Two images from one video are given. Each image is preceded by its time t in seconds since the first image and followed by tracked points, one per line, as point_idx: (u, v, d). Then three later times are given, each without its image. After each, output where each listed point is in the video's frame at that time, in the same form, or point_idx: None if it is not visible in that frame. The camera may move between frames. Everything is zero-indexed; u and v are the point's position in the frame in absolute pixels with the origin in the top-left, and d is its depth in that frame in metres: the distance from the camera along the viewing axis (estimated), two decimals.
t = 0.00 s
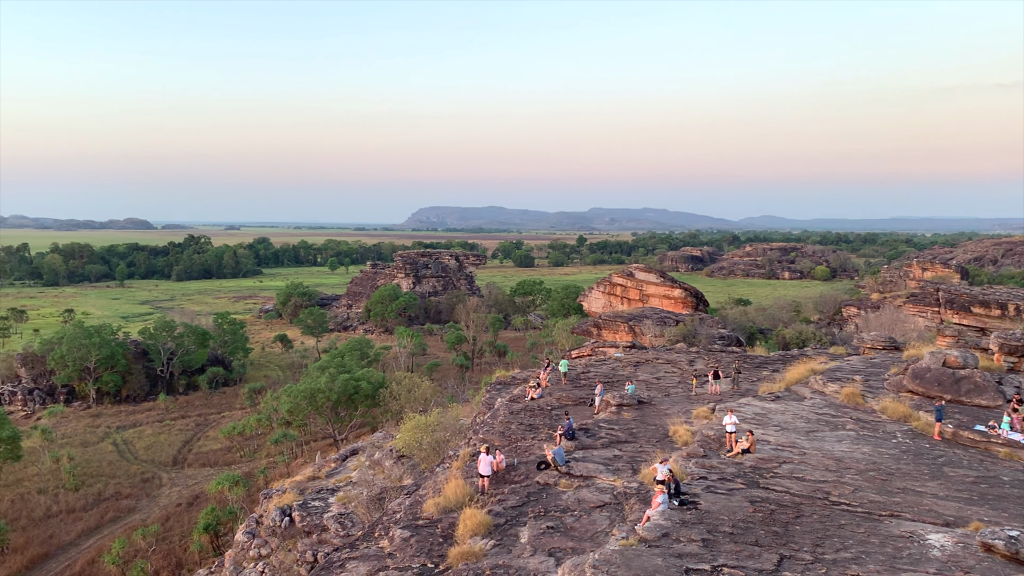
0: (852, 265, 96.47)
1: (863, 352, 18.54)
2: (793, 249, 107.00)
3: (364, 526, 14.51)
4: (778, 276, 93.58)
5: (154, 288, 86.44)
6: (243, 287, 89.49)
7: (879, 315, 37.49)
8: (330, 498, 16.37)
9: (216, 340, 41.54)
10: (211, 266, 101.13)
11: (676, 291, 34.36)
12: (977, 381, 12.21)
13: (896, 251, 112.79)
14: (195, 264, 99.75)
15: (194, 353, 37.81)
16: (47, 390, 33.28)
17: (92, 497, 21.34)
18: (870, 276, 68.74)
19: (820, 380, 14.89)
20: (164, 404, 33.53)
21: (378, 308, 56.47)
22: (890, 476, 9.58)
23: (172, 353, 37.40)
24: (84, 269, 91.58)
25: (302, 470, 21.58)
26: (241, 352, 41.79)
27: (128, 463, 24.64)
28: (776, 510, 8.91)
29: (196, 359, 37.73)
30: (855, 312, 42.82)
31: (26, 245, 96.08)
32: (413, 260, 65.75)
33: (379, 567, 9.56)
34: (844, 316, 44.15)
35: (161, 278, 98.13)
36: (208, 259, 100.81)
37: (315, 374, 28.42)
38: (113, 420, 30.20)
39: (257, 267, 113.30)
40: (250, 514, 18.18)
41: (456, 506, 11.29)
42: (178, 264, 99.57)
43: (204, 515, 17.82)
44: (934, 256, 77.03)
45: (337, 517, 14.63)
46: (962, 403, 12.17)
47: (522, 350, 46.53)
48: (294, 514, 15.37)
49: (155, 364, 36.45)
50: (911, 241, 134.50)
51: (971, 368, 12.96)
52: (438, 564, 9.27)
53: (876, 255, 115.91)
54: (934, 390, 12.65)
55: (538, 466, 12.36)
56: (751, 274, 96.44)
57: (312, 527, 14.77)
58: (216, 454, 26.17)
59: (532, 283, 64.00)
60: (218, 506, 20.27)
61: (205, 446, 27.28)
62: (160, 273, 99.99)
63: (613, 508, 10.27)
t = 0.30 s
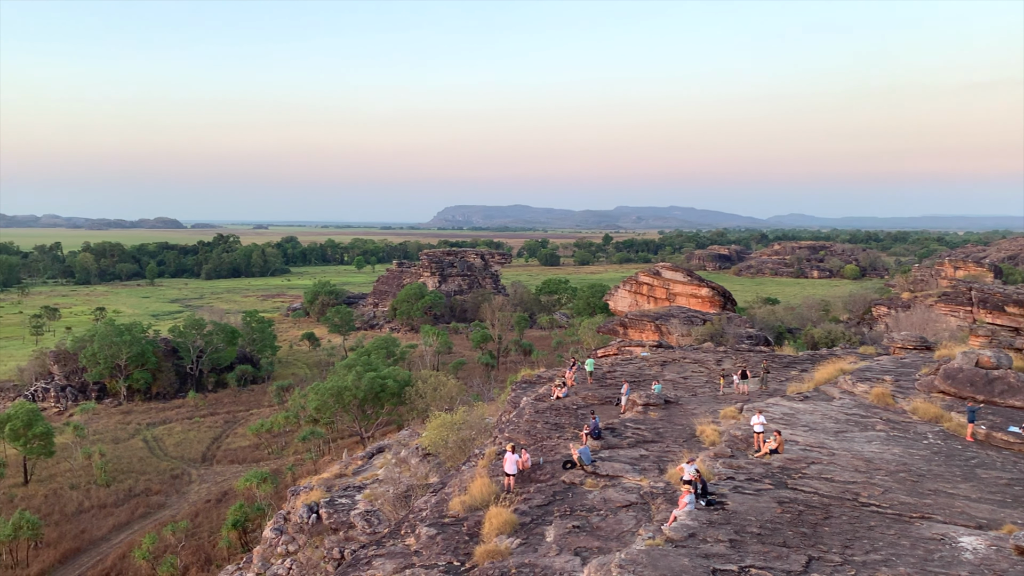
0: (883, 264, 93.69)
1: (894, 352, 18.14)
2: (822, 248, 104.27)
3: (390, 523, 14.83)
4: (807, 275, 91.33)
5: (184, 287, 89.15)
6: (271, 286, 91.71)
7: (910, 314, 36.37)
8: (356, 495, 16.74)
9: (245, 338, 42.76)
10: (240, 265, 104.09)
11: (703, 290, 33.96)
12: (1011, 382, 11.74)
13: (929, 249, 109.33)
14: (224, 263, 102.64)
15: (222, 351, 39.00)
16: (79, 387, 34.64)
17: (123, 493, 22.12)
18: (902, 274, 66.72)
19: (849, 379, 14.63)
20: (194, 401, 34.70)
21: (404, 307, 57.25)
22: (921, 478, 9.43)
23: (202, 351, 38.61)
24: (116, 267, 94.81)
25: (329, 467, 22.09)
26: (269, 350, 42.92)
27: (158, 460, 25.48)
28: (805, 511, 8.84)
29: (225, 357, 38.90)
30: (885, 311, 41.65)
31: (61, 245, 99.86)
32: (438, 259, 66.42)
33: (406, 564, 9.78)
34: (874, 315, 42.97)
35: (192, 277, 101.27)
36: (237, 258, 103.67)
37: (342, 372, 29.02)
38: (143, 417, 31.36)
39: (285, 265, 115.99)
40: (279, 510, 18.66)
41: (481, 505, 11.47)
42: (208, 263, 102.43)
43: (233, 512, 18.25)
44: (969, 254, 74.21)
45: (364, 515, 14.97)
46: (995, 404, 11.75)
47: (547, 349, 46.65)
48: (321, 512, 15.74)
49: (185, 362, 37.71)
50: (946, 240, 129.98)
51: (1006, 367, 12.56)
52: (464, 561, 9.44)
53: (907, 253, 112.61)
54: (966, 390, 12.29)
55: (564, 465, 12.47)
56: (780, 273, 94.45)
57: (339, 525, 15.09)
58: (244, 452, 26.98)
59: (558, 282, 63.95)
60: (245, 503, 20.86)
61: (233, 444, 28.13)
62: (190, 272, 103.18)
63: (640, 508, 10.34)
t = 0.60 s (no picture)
0: (911, 261, 91.24)
1: (922, 349, 17.74)
2: (848, 244, 101.90)
3: (414, 520, 15.08)
4: (833, 272, 89.33)
5: (210, 285, 91.43)
6: (296, 284, 93.51)
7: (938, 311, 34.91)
8: (380, 492, 17.05)
9: (270, 336, 43.79)
10: (265, 263, 106.48)
11: (727, 288, 33.47)
12: None
13: (959, 246, 106.24)
14: (249, 262, 104.99)
15: (247, 349, 40.02)
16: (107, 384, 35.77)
17: (150, 489, 22.80)
18: (931, 270, 64.95)
19: (876, 377, 14.37)
20: (220, 398, 35.74)
21: (427, 305, 57.81)
22: (949, 477, 9.28)
23: (227, 348, 39.66)
24: (142, 266, 97.61)
25: (354, 464, 22.53)
26: (294, 348, 43.88)
27: (185, 457, 26.25)
28: (831, 510, 8.78)
29: (250, 355, 39.92)
30: (913, 309, 40.33)
31: (89, 243, 103.12)
32: (461, 257, 66.89)
33: (430, 561, 9.96)
34: (901, 313, 41.62)
35: (218, 275, 103.90)
36: (262, 256, 105.99)
37: (366, 370, 29.52)
38: (169, 415, 32.37)
39: (309, 264, 118.21)
40: (304, 507, 19.07)
41: (505, 502, 11.62)
42: (233, 261, 104.83)
43: (259, 509, 18.73)
44: (1003, 250, 71.74)
45: (388, 512, 15.25)
46: None
47: (570, 347, 46.67)
48: (345, 509, 16.07)
49: (211, 360, 38.81)
50: (978, 237, 125.96)
51: None
52: (487, 559, 9.58)
53: (934, 250, 109.75)
54: (997, 389, 12.00)
55: (588, 463, 12.56)
56: (806, 270, 92.60)
57: (363, 521, 15.39)
58: (270, 449, 27.67)
59: (581, 279, 63.75)
60: (270, 499, 21.35)
61: (258, 441, 28.87)
62: (216, 270, 105.84)
63: (663, 506, 10.39)
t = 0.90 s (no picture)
0: (933, 259, 89.22)
1: (945, 347, 17.37)
2: (870, 241, 99.92)
3: (433, 517, 15.28)
4: (854, 269, 87.70)
5: (231, 283, 93.19)
6: (316, 282, 94.91)
7: (962, 308, 34.31)
8: (399, 489, 17.28)
9: (291, 333, 44.61)
10: (285, 261, 108.29)
11: (748, 285, 32.95)
12: None
13: (984, 242, 103.56)
14: (270, 260, 106.83)
15: (268, 346, 40.86)
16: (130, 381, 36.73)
17: (173, 485, 23.36)
18: (957, 267, 63.39)
19: (898, 375, 14.12)
20: (242, 395, 36.57)
21: (446, 302, 58.20)
22: (974, 476, 9.15)
23: (249, 346, 40.53)
24: (164, 265, 99.96)
25: (374, 461, 22.88)
26: (314, 345, 44.64)
27: (207, 453, 26.89)
28: (853, 509, 8.72)
29: (270, 352, 40.78)
30: (936, 306, 39.55)
31: (112, 241, 105.77)
32: (480, 254, 67.15)
33: (449, 557, 10.09)
34: (924, 311, 40.85)
35: (239, 273, 105.96)
36: (282, 255, 107.77)
37: (385, 367, 29.90)
38: (191, 411, 33.18)
39: (329, 261, 119.91)
40: (324, 503, 19.39)
41: (523, 499, 11.75)
42: (254, 259, 106.78)
43: (280, 505, 19.10)
44: None
45: (407, 509, 15.46)
46: None
47: (589, 344, 46.62)
48: (365, 506, 16.33)
49: (232, 357, 39.69)
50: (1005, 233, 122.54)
51: None
52: (507, 556, 9.69)
53: (958, 247, 107.15)
54: (1022, 387, 11.71)
55: (607, 461, 12.63)
56: (827, 268, 91.04)
57: (383, 518, 15.66)
58: (290, 445, 28.27)
59: (600, 276, 63.52)
60: (292, 495, 21.69)
61: (278, 438, 29.48)
62: (237, 268, 107.90)
63: (683, 504, 10.44)
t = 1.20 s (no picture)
0: (957, 256, 86.83)
1: (968, 346, 16.99)
2: (893, 239, 97.88)
3: (452, 514, 15.47)
4: (877, 267, 85.96)
5: (253, 280, 94.96)
6: (336, 279, 96.18)
7: (987, 307, 33.30)
8: (418, 486, 17.53)
9: (312, 330, 45.41)
10: (306, 258, 110.01)
11: (769, 284, 32.55)
12: None
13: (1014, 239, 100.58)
14: (291, 258, 108.55)
15: (289, 343, 41.70)
16: (152, 377, 37.69)
17: (195, 480, 23.93)
18: (983, 265, 61.64)
19: (921, 375, 13.88)
20: (263, 392, 37.38)
21: (465, 300, 58.59)
22: (1000, 477, 9.03)
23: (270, 342, 41.41)
24: (187, 262, 102.24)
25: (394, 458, 23.24)
26: (335, 342, 45.39)
27: (229, 449, 27.52)
28: (874, 509, 8.67)
29: (291, 349, 41.60)
30: (960, 305, 38.35)
31: (135, 239, 108.39)
32: (499, 252, 67.39)
33: (468, 554, 10.22)
34: (947, 309, 39.69)
35: (261, 270, 107.89)
36: (303, 252, 109.46)
37: (405, 364, 30.27)
38: (213, 407, 33.99)
39: (350, 259, 121.43)
40: (345, 499, 19.74)
41: (543, 497, 11.86)
42: (275, 257, 108.68)
43: (300, 501, 19.44)
44: None
45: (427, 506, 15.68)
46: None
47: (608, 342, 46.54)
48: (385, 502, 16.57)
49: (254, 353, 40.58)
50: None
51: None
52: (526, 553, 9.80)
53: (986, 245, 104.22)
54: None
55: (626, 459, 12.69)
56: (849, 266, 89.30)
57: (403, 514, 15.90)
58: (311, 442, 28.83)
59: (620, 274, 63.18)
60: (312, 492, 22.11)
61: (299, 434, 30.09)
62: (259, 265, 109.98)
63: (703, 503, 10.49)
